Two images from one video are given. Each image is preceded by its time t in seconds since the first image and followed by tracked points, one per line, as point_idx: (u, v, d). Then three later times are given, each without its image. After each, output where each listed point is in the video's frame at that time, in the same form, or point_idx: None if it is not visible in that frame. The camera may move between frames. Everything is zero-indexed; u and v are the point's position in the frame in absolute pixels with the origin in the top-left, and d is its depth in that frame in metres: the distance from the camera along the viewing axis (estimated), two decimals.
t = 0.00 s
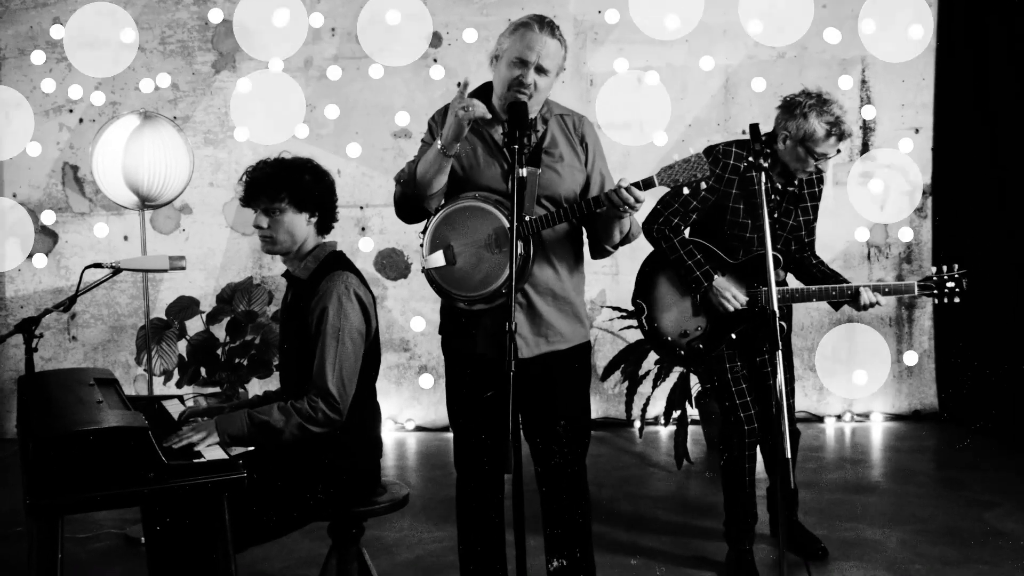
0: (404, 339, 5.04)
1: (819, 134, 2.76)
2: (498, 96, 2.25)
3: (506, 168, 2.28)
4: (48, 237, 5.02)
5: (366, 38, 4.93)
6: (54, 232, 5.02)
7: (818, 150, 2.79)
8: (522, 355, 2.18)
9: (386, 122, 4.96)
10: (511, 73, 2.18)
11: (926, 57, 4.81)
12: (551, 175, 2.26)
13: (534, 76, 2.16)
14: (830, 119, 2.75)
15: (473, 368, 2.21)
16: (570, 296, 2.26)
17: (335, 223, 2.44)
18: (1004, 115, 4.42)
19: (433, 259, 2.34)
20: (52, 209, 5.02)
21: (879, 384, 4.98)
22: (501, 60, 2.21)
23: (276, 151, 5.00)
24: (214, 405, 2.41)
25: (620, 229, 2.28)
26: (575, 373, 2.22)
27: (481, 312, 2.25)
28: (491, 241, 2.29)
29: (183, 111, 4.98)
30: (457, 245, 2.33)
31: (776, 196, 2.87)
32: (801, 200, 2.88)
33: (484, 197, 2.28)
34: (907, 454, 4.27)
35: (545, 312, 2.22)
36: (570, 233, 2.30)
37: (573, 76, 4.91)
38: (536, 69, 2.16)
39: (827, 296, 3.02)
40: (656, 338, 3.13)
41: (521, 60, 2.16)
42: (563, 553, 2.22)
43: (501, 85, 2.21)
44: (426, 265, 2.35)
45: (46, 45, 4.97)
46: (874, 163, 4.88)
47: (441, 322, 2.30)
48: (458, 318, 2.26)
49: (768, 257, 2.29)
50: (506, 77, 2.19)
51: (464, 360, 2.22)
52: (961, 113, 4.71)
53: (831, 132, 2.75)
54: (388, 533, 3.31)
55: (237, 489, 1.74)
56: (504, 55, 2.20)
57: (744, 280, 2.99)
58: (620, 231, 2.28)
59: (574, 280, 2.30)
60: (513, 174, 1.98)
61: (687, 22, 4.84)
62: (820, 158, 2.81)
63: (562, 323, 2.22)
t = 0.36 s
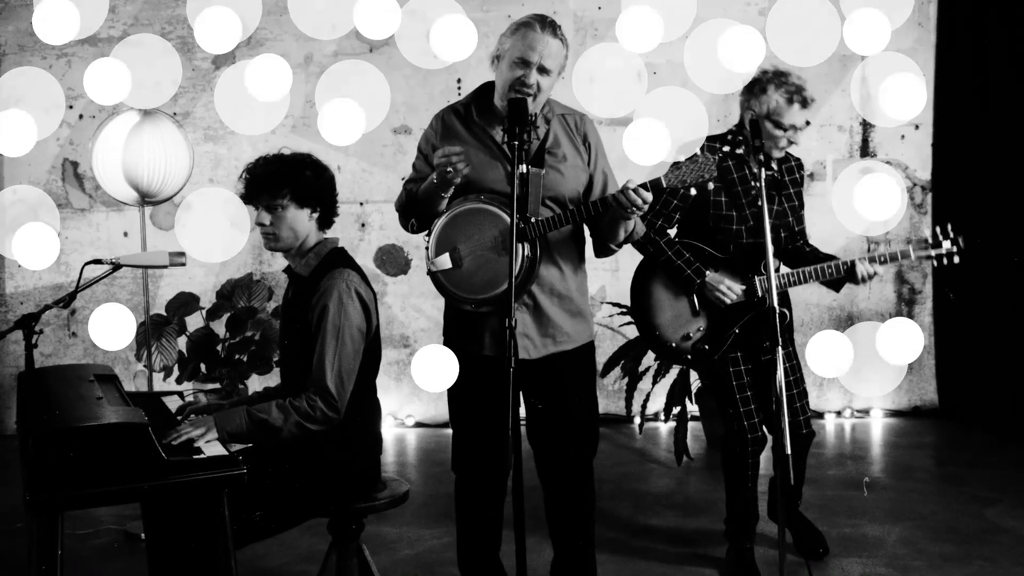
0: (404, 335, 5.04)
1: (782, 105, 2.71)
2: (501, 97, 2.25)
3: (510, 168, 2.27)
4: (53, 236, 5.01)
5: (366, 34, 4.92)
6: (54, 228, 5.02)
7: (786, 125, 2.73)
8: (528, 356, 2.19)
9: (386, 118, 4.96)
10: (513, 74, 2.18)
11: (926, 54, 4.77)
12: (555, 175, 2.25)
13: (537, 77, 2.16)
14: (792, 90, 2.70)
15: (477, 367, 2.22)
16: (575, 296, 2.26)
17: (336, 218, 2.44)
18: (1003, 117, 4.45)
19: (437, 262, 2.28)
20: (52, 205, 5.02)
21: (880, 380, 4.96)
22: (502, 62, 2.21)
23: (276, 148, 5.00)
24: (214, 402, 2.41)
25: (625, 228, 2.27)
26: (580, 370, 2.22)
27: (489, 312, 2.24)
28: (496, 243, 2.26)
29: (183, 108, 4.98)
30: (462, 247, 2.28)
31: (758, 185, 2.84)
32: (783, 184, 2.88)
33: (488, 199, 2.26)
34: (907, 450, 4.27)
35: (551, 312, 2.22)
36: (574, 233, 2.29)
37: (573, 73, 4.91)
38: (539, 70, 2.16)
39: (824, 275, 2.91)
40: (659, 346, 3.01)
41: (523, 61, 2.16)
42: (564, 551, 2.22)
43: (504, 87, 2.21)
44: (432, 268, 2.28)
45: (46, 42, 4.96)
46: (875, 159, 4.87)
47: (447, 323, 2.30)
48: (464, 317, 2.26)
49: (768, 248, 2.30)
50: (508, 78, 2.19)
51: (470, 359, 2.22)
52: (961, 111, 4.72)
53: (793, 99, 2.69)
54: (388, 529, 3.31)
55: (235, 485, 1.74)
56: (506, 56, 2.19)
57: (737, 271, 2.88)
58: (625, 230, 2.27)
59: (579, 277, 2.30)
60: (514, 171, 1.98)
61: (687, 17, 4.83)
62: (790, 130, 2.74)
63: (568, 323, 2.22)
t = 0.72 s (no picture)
0: (400, 336, 5.04)
1: (753, 83, 2.77)
2: (498, 95, 2.25)
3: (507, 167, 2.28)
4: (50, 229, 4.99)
5: (363, 34, 4.92)
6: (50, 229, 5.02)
7: (760, 99, 2.78)
8: (525, 354, 2.20)
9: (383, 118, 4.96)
10: (511, 72, 2.19)
11: (922, 54, 4.85)
12: (552, 174, 2.26)
13: (533, 75, 2.17)
14: (760, 67, 2.76)
15: (474, 367, 2.22)
16: (572, 294, 2.27)
17: (327, 219, 2.45)
18: (1003, 120, 4.44)
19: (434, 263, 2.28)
20: (48, 206, 5.01)
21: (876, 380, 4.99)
22: (499, 60, 2.21)
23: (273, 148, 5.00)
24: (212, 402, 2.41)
25: (622, 227, 2.27)
26: (577, 371, 2.23)
27: (486, 311, 2.25)
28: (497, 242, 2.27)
29: (179, 108, 4.98)
30: (461, 247, 2.29)
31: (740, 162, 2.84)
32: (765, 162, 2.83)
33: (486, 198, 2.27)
34: (903, 450, 4.28)
35: (548, 311, 2.22)
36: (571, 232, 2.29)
37: (570, 73, 4.91)
38: (536, 67, 2.17)
39: (824, 236, 2.82)
40: (680, 343, 2.94)
41: (520, 58, 2.17)
42: (561, 551, 2.22)
43: (500, 86, 2.22)
44: (431, 268, 2.29)
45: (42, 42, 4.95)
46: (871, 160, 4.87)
47: (443, 323, 2.30)
48: (461, 318, 2.27)
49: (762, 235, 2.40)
50: (505, 77, 2.20)
51: (466, 359, 2.23)
52: (962, 110, 4.70)
53: (762, 75, 2.75)
54: (385, 530, 3.31)
55: (232, 485, 1.75)
56: (502, 54, 2.20)
57: (738, 253, 2.82)
58: (622, 229, 2.27)
59: (576, 275, 2.31)
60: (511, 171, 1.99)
61: (683, 18, 4.83)
62: (764, 106, 2.79)
63: (564, 321, 2.23)
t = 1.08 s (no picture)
0: (395, 339, 5.04)
1: (754, 82, 2.82)
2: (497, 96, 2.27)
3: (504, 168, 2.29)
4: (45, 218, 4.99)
5: (357, 36, 4.92)
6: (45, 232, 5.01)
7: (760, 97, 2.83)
8: (518, 357, 2.20)
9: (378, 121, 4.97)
10: (508, 70, 2.20)
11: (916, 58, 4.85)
12: (549, 176, 2.27)
13: (532, 73, 2.19)
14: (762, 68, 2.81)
15: (468, 369, 2.23)
16: (566, 297, 2.28)
17: (321, 219, 2.46)
18: (1001, 122, 4.43)
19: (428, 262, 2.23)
20: (44, 209, 5.01)
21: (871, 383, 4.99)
22: (497, 60, 2.23)
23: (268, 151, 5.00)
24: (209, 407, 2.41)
25: (619, 229, 2.29)
26: (572, 374, 2.24)
27: (478, 312, 2.25)
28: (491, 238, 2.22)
29: (175, 111, 4.97)
30: (454, 247, 2.23)
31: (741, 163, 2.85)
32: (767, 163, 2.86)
33: (475, 198, 2.25)
34: (898, 453, 4.29)
35: (542, 314, 2.23)
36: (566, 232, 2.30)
37: (565, 76, 4.93)
38: (534, 65, 2.19)
39: (825, 237, 2.80)
40: (683, 344, 2.94)
41: (518, 57, 2.19)
42: (556, 553, 2.22)
43: (498, 85, 2.23)
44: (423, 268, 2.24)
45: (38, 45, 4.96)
46: (866, 163, 4.90)
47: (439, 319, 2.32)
48: (456, 320, 2.27)
49: (758, 232, 2.30)
50: (503, 76, 2.22)
51: (458, 359, 2.24)
52: (956, 112, 4.72)
53: (763, 74, 2.80)
54: (380, 533, 3.31)
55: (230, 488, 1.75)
56: (500, 54, 2.22)
57: (741, 255, 2.82)
58: (619, 231, 2.29)
59: (570, 280, 2.32)
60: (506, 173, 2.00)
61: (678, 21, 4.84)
62: (765, 106, 2.84)
63: (558, 324, 2.24)
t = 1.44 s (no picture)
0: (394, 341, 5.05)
1: (789, 94, 2.76)
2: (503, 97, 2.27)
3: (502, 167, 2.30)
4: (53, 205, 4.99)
5: (356, 39, 4.94)
6: (43, 234, 5.00)
7: (791, 108, 2.77)
8: (513, 358, 2.22)
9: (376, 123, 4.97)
10: (513, 66, 2.23)
11: (915, 61, 4.83)
12: (547, 177, 2.27)
13: (536, 70, 2.21)
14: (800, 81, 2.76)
15: (465, 370, 2.24)
16: (562, 299, 2.27)
17: (320, 223, 2.45)
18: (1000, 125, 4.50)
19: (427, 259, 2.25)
20: (42, 212, 5.00)
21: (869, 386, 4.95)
22: (502, 58, 2.25)
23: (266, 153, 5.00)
24: (206, 408, 2.41)
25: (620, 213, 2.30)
26: (567, 376, 2.24)
27: (474, 312, 2.25)
28: (486, 234, 2.22)
29: (173, 114, 4.98)
30: (449, 245, 2.24)
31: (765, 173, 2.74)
32: (792, 176, 2.76)
33: (467, 198, 2.26)
34: (896, 456, 4.30)
35: (537, 316, 2.24)
36: (566, 227, 2.31)
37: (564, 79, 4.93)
38: (538, 63, 2.21)
39: (843, 260, 2.70)
40: (686, 349, 2.89)
41: (524, 54, 2.22)
42: (554, 556, 2.22)
43: (502, 82, 2.25)
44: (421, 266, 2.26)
45: (37, 47, 4.97)
46: (864, 165, 4.89)
47: (435, 318, 2.32)
48: (452, 320, 2.27)
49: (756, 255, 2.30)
50: (508, 73, 2.24)
51: (454, 360, 2.24)
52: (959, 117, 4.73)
53: (800, 87, 2.75)
54: (378, 535, 3.31)
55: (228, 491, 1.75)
56: (507, 51, 2.24)
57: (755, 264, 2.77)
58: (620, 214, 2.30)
59: (568, 279, 2.31)
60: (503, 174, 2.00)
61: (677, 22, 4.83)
62: (797, 119, 2.78)
63: (554, 326, 2.24)
